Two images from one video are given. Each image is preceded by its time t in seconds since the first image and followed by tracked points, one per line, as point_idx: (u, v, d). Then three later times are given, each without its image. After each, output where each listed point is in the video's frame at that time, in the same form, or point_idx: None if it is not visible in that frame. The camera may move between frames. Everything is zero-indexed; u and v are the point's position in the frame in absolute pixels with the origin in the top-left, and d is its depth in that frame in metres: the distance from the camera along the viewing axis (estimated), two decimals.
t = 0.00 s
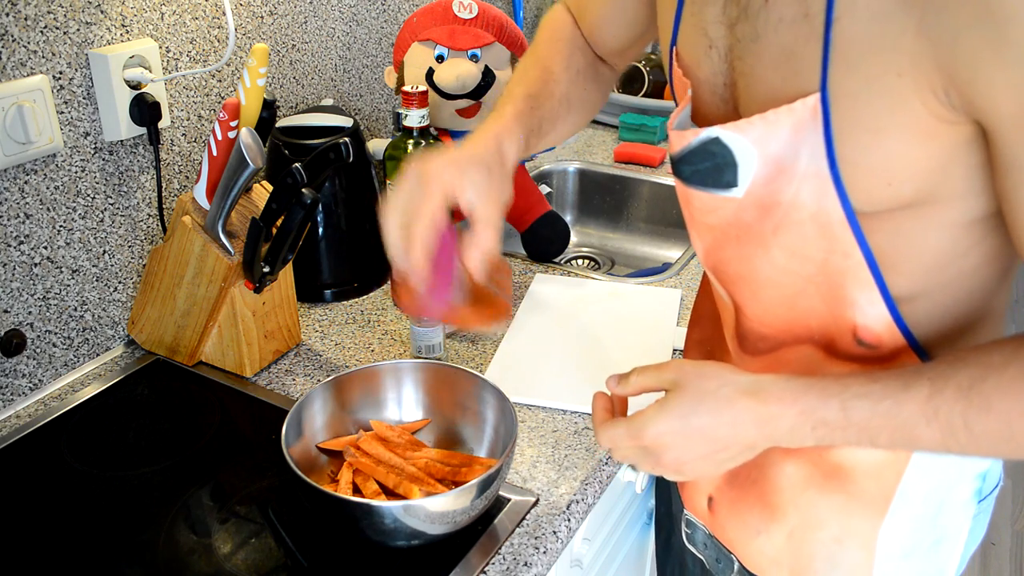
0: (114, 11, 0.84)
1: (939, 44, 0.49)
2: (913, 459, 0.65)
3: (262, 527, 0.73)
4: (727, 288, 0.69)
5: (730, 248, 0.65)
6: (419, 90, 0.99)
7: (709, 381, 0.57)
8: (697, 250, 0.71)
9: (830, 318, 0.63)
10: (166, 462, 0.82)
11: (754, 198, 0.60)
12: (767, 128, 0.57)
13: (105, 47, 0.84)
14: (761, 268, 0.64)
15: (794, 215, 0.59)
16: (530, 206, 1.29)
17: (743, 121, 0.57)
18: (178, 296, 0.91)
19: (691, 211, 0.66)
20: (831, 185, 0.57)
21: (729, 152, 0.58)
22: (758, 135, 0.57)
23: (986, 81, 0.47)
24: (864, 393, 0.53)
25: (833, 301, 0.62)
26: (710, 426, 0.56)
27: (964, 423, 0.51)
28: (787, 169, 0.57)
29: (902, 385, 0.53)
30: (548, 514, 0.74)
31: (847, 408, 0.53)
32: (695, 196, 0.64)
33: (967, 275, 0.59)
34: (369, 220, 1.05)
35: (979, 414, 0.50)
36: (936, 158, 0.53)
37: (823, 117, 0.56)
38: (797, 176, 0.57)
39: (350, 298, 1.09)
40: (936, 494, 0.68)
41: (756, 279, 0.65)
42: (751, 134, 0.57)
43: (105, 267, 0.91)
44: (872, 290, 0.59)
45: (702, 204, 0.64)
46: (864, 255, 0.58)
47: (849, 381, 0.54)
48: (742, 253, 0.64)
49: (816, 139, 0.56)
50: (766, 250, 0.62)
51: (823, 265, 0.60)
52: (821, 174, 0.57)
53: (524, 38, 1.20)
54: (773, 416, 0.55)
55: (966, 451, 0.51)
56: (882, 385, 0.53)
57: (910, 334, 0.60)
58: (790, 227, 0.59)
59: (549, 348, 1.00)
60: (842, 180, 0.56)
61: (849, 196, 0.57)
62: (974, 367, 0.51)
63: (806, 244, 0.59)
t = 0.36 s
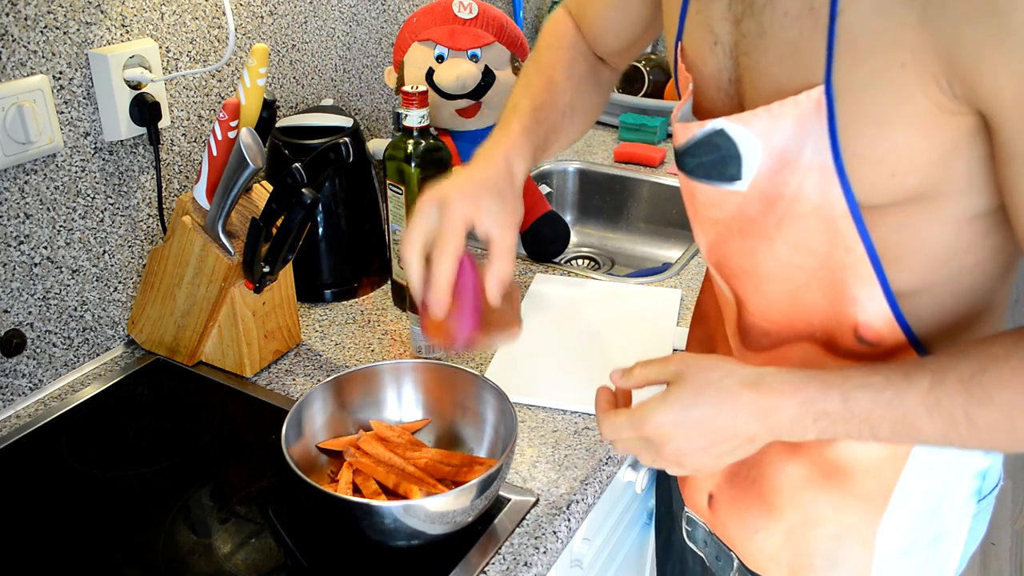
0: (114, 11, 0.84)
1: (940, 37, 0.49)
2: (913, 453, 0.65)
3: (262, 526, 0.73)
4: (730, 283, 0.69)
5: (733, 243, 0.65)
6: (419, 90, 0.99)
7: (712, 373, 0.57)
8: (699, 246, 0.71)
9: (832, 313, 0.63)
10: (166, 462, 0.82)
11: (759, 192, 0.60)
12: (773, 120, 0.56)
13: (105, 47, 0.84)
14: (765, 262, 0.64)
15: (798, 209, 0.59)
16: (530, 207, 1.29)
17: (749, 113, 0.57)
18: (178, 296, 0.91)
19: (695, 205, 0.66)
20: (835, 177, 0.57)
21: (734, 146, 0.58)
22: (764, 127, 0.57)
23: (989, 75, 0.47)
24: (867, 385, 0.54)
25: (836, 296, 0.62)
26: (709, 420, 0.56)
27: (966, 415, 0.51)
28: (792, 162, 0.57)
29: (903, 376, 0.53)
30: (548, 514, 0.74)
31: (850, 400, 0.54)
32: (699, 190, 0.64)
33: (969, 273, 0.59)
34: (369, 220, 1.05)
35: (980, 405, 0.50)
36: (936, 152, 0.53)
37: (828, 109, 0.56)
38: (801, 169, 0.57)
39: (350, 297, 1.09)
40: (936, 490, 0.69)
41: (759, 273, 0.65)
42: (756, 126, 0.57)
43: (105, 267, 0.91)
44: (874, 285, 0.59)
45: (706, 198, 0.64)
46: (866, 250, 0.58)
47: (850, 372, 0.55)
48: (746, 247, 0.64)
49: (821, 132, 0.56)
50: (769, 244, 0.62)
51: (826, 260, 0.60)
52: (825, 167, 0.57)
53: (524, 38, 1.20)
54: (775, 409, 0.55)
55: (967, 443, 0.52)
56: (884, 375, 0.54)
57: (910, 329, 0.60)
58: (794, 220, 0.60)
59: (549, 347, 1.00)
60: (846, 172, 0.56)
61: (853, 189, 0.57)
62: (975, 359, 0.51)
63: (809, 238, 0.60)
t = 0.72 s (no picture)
0: (114, 11, 0.84)
1: (940, 25, 0.49)
2: (913, 444, 0.65)
3: (262, 526, 0.73)
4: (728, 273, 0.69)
5: (732, 231, 0.65)
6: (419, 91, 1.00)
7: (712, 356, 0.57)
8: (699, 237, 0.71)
9: (829, 305, 0.63)
10: (166, 462, 0.82)
11: (759, 178, 0.60)
12: (774, 108, 0.57)
13: (105, 47, 0.84)
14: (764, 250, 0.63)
15: (798, 196, 0.59)
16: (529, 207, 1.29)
17: (751, 99, 0.58)
18: (178, 296, 0.91)
19: (696, 193, 0.67)
20: (836, 166, 0.56)
21: (733, 130, 0.59)
22: (765, 113, 0.58)
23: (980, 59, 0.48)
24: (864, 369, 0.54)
25: (834, 287, 0.62)
26: (705, 402, 0.56)
27: (962, 399, 0.51)
28: (792, 149, 0.58)
29: (900, 360, 0.53)
30: (548, 514, 0.74)
31: (847, 382, 0.54)
32: (699, 176, 0.64)
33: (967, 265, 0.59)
34: (369, 220, 1.05)
35: (977, 391, 0.50)
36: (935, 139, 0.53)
37: (830, 97, 0.56)
38: (802, 156, 0.57)
39: (350, 297, 1.09)
40: (935, 488, 0.69)
41: (758, 262, 0.65)
42: (758, 112, 0.58)
43: (105, 267, 0.91)
44: (872, 276, 0.59)
45: (706, 185, 0.65)
46: (865, 239, 0.58)
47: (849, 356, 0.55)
48: (746, 236, 0.64)
49: (822, 120, 0.56)
50: (770, 232, 0.62)
51: (826, 249, 0.60)
52: (826, 154, 0.56)
53: (524, 38, 1.20)
54: (771, 391, 0.55)
55: (964, 430, 0.52)
56: (882, 359, 0.54)
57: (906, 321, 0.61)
58: (792, 209, 0.60)
59: (549, 347, 1.00)
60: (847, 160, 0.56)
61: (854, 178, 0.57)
62: (973, 343, 0.51)
63: (810, 224, 0.59)
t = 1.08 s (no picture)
0: (114, 11, 0.84)
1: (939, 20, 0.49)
2: (884, 485, 0.58)
3: (262, 526, 0.73)
4: (764, 194, 0.64)
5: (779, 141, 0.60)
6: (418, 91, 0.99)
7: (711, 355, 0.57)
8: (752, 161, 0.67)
9: (839, 267, 0.55)
10: (166, 462, 0.82)
11: (822, 86, 0.55)
12: None
13: (105, 47, 0.84)
14: (800, 171, 0.58)
15: (844, 111, 0.53)
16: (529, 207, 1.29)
17: None
18: (178, 296, 0.91)
19: (766, 87, 0.62)
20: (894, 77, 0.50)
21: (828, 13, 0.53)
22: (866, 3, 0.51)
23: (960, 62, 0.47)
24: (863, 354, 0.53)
25: (849, 243, 0.54)
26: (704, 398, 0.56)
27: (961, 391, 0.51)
28: (866, 52, 0.52)
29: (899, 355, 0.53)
30: (548, 514, 0.74)
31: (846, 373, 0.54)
32: (774, 56, 0.60)
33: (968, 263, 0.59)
34: (369, 220, 1.05)
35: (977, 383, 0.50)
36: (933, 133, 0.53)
37: None
38: (872, 60, 0.51)
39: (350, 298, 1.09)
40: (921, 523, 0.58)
41: (789, 182, 0.59)
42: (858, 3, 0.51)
43: (105, 267, 0.91)
44: (894, 236, 0.50)
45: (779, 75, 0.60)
46: (896, 187, 0.50)
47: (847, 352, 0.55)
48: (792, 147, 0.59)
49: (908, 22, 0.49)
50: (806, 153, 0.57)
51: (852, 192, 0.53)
52: (892, 64, 0.50)
53: (524, 38, 1.20)
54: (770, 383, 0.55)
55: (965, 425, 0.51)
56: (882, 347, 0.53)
57: (930, 314, 0.50)
58: (837, 121, 0.54)
59: (548, 346, 1.00)
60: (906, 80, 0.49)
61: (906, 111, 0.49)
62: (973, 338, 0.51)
63: (844, 147, 0.54)
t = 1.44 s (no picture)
0: (114, 11, 0.84)
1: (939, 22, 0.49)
2: (906, 538, 0.56)
3: (262, 526, 0.73)
4: (807, 213, 0.63)
5: (822, 158, 0.60)
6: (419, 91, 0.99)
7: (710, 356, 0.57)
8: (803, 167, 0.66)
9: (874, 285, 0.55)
10: (166, 462, 0.82)
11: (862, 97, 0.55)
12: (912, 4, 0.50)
13: (105, 47, 0.84)
14: (838, 185, 0.58)
15: (883, 122, 0.53)
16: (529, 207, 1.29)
17: None
18: (178, 296, 0.91)
19: (813, 98, 0.62)
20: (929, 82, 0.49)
21: (872, 18, 0.53)
22: (910, 8, 0.50)
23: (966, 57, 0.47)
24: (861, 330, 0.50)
25: (884, 260, 0.54)
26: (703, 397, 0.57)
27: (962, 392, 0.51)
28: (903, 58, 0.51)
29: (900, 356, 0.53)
30: (548, 514, 0.74)
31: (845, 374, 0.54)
32: (820, 69, 0.60)
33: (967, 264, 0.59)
34: (370, 220, 1.05)
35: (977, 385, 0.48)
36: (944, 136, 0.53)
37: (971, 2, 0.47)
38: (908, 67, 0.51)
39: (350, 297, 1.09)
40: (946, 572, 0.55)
41: (827, 200, 0.59)
42: (902, 6, 0.51)
43: (105, 267, 0.91)
44: (926, 258, 0.50)
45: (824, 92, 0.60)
46: (929, 204, 0.49)
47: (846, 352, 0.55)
48: (832, 161, 0.59)
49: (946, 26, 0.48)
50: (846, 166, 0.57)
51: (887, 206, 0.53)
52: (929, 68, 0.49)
53: (524, 37, 1.20)
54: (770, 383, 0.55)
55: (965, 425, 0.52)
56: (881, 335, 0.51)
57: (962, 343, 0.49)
58: (875, 135, 0.54)
59: (548, 346, 1.00)
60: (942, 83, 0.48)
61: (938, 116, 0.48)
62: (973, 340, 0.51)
63: (880, 160, 0.53)
